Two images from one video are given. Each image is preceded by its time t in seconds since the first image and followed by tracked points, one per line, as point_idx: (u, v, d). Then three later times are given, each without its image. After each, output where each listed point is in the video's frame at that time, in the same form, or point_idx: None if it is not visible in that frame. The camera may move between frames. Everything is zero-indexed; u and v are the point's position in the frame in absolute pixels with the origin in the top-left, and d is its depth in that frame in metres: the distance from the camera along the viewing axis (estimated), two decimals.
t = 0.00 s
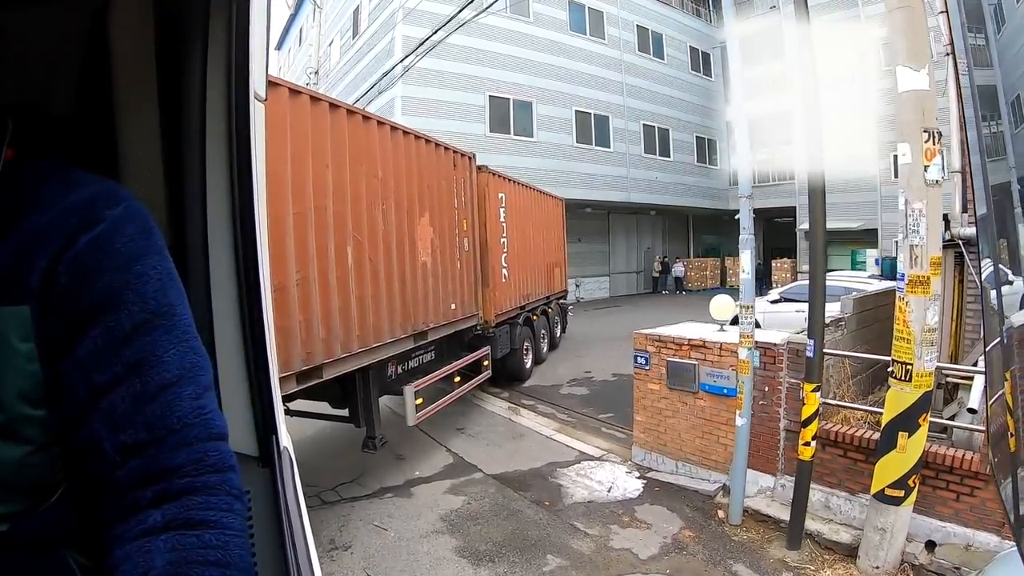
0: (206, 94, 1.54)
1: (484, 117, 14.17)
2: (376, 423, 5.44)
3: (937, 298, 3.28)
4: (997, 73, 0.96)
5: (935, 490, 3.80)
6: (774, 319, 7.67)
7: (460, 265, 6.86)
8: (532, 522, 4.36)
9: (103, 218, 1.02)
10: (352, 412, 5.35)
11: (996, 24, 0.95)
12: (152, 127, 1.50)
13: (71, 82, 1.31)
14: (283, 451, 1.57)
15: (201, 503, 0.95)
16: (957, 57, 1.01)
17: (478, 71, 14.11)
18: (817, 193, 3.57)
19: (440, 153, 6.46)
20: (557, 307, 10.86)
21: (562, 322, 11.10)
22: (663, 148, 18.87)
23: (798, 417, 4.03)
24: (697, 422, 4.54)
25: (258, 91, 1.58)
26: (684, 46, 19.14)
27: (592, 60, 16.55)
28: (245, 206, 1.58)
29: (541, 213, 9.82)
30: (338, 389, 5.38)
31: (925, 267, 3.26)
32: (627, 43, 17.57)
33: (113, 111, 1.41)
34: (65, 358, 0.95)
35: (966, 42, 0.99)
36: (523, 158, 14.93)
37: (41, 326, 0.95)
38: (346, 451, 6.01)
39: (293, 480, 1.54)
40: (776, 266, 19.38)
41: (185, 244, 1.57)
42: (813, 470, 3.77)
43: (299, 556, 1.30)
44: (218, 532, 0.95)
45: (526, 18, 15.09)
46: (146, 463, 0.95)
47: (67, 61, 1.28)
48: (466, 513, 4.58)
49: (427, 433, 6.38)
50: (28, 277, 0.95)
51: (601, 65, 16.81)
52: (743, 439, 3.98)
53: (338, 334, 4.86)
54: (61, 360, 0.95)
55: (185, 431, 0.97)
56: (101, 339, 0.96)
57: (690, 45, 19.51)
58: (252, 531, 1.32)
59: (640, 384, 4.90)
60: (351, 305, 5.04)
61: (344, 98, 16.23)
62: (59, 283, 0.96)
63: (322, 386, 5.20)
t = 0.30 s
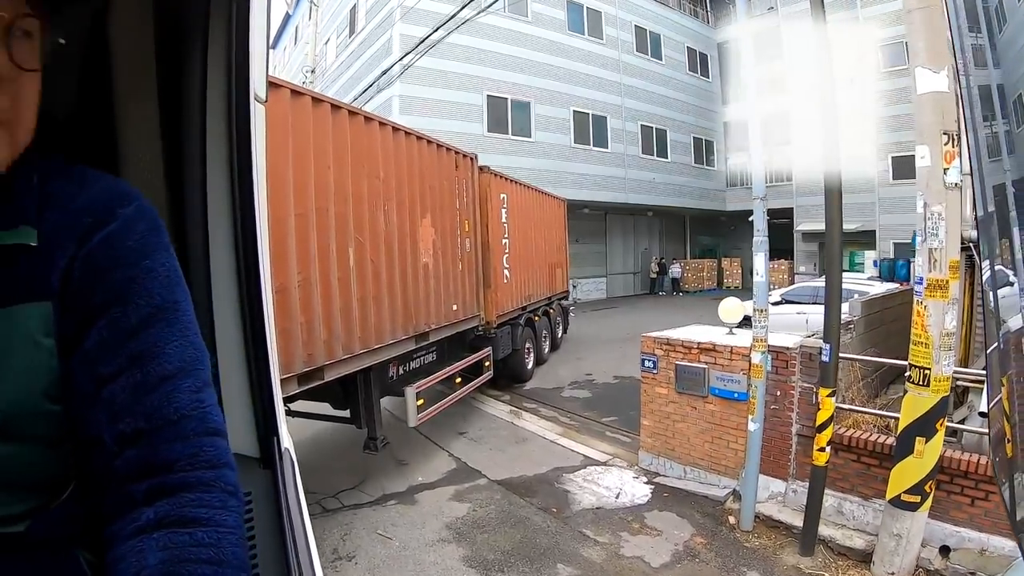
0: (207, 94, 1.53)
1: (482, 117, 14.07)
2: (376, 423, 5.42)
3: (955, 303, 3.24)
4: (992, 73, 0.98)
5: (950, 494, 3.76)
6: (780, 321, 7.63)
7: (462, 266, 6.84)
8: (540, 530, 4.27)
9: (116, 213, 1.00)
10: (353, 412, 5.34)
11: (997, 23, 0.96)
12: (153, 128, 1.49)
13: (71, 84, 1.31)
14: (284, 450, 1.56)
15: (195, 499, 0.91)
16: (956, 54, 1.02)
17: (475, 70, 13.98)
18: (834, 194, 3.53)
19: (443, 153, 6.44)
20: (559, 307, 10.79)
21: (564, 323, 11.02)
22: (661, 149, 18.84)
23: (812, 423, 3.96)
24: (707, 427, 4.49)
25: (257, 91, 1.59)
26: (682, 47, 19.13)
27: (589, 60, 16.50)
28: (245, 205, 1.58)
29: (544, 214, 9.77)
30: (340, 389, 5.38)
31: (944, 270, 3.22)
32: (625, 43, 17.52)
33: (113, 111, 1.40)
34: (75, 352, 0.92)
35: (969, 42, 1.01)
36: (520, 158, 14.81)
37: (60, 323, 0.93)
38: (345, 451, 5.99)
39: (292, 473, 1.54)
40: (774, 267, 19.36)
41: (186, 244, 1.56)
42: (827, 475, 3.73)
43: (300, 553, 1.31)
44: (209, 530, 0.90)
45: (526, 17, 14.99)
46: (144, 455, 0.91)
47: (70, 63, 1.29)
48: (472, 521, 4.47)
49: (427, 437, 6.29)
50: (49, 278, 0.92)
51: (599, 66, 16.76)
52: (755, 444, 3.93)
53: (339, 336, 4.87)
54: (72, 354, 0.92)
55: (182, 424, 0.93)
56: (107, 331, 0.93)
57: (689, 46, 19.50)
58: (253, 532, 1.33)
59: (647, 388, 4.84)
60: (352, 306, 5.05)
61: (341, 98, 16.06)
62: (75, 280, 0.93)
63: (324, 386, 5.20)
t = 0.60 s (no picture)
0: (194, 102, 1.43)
1: (478, 116, 13.95)
2: (377, 423, 5.42)
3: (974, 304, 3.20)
4: (995, 74, 0.93)
5: (964, 498, 3.73)
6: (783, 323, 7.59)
7: (462, 265, 6.83)
8: (548, 537, 4.17)
9: (216, 236, 0.98)
10: (353, 412, 5.39)
11: (1000, 25, 0.94)
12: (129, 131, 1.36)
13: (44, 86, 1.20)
14: (282, 450, 1.35)
15: (237, 507, 0.90)
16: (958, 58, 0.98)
17: (472, 69, 13.86)
18: (850, 192, 3.50)
19: (443, 152, 6.44)
20: (560, 307, 10.70)
21: (564, 323, 10.93)
22: (658, 150, 18.76)
23: (825, 426, 3.91)
24: (716, 430, 4.42)
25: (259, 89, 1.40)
26: (679, 48, 19.06)
27: (586, 59, 16.40)
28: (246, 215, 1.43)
29: (546, 213, 9.72)
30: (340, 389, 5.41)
31: (962, 273, 3.18)
32: (623, 43, 17.46)
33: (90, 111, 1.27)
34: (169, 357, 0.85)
35: (969, 44, 0.96)
36: (515, 158, 14.70)
37: (178, 336, 0.86)
38: (344, 450, 5.96)
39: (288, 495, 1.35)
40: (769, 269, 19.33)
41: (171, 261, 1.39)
42: (841, 479, 3.67)
43: (300, 558, 1.16)
44: (247, 538, 0.90)
45: (523, 16, 14.90)
46: (197, 450, 0.87)
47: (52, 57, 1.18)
48: (478, 528, 4.37)
49: (426, 439, 6.20)
50: (179, 286, 0.86)
51: (596, 66, 16.67)
52: (766, 447, 3.87)
53: (339, 335, 4.91)
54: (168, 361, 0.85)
55: (237, 426, 0.92)
56: (193, 333, 0.88)
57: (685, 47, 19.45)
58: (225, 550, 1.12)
59: (654, 391, 4.77)
60: (353, 306, 5.08)
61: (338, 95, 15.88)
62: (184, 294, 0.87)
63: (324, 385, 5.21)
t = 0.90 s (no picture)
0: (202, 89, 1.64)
1: (474, 115, 13.79)
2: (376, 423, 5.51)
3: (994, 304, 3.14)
4: (1000, 74, 0.88)
5: (981, 501, 3.67)
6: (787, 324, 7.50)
7: (462, 265, 6.86)
8: (556, 544, 4.05)
9: (255, 237, 1.11)
10: (352, 413, 5.46)
11: (1001, 25, 0.89)
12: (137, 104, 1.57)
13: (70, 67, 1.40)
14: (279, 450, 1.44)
15: (254, 514, 1.00)
16: (956, 62, 0.92)
17: (468, 67, 13.71)
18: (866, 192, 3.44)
19: (443, 152, 6.48)
20: (560, 307, 10.60)
21: (564, 323, 10.82)
22: (654, 150, 18.63)
23: (836, 428, 3.85)
24: (725, 433, 4.33)
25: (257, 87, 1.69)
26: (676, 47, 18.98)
27: (583, 59, 16.28)
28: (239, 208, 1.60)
29: (547, 213, 9.69)
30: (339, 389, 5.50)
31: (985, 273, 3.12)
32: (621, 42, 17.36)
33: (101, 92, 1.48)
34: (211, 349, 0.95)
35: (967, 46, 0.91)
36: (510, 158, 14.57)
37: (218, 333, 0.95)
38: (345, 450, 5.96)
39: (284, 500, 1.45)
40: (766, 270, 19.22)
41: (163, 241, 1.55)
42: (856, 483, 3.61)
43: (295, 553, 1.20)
44: (260, 544, 0.99)
45: (520, 14, 14.80)
46: (222, 450, 0.97)
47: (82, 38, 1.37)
48: (483, 535, 4.24)
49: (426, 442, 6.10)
50: (226, 285, 0.96)
51: (594, 66, 16.55)
52: (780, 452, 3.79)
53: (337, 334, 4.98)
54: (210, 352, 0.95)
55: (258, 436, 1.03)
56: (236, 333, 0.98)
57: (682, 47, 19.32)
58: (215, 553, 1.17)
59: (660, 393, 4.68)
60: (351, 306, 5.14)
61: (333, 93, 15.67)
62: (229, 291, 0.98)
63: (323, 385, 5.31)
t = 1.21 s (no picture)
0: (206, 89, 1.75)
1: (472, 113, 13.64)
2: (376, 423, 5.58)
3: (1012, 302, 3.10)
4: (1002, 74, 0.83)
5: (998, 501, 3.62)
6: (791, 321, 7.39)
7: (462, 264, 6.83)
8: (563, 549, 3.94)
9: (232, 226, 1.11)
10: (351, 412, 5.49)
11: (1000, 22, 0.85)
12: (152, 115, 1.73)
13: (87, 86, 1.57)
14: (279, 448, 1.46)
15: (251, 514, 1.03)
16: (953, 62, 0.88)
17: (464, 64, 13.56)
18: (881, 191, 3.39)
19: (441, 150, 6.44)
20: (562, 307, 10.52)
21: (566, 322, 10.72)
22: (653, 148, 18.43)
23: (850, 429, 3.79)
24: (734, 434, 4.25)
25: (257, 90, 1.80)
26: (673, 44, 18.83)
27: (577, 57, 16.20)
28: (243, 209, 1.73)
29: (548, 211, 9.60)
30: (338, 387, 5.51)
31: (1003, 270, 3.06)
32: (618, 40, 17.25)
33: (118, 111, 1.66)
34: (175, 351, 1.00)
35: (967, 43, 0.86)
36: (506, 156, 14.43)
37: (168, 329, 0.98)
38: (344, 449, 5.92)
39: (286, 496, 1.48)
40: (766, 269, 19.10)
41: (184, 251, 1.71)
42: (871, 483, 3.54)
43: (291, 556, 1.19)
44: (255, 544, 1.03)
45: (516, 12, 14.69)
46: (209, 459, 1.01)
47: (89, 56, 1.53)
48: (489, 541, 4.12)
49: (425, 444, 6.00)
50: (178, 284, 0.99)
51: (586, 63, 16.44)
52: (792, 453, 3.71)
53: (334, 333, 4.97)
54: (173, 353, 1.00)
55: (248, 442, 1.05)
56: (210, 339, 1.02)
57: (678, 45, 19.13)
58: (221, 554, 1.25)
59: (666, 392, 4.61)
60: (348, 304, 5.14)
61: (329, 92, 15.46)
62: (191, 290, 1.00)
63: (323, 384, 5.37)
